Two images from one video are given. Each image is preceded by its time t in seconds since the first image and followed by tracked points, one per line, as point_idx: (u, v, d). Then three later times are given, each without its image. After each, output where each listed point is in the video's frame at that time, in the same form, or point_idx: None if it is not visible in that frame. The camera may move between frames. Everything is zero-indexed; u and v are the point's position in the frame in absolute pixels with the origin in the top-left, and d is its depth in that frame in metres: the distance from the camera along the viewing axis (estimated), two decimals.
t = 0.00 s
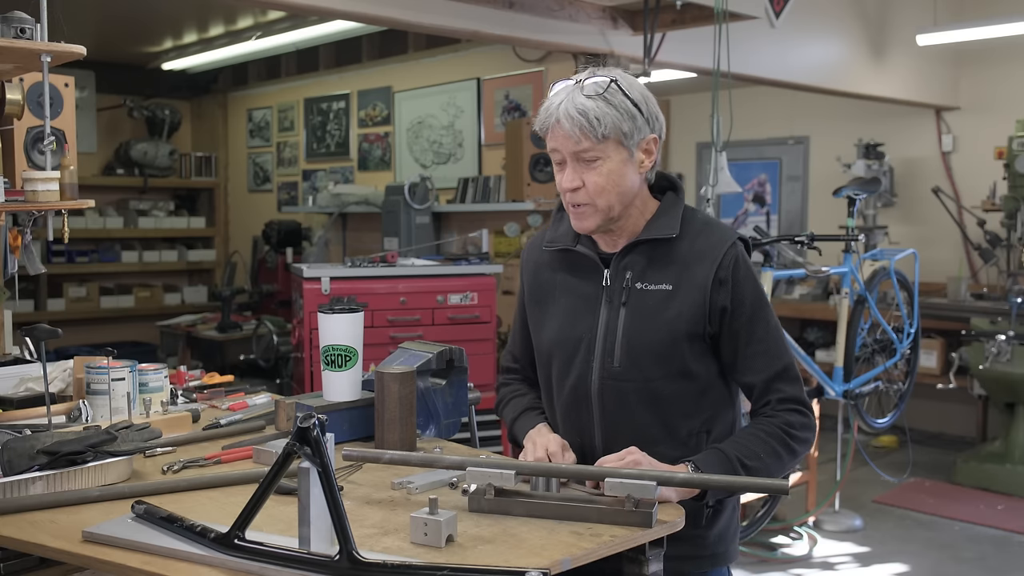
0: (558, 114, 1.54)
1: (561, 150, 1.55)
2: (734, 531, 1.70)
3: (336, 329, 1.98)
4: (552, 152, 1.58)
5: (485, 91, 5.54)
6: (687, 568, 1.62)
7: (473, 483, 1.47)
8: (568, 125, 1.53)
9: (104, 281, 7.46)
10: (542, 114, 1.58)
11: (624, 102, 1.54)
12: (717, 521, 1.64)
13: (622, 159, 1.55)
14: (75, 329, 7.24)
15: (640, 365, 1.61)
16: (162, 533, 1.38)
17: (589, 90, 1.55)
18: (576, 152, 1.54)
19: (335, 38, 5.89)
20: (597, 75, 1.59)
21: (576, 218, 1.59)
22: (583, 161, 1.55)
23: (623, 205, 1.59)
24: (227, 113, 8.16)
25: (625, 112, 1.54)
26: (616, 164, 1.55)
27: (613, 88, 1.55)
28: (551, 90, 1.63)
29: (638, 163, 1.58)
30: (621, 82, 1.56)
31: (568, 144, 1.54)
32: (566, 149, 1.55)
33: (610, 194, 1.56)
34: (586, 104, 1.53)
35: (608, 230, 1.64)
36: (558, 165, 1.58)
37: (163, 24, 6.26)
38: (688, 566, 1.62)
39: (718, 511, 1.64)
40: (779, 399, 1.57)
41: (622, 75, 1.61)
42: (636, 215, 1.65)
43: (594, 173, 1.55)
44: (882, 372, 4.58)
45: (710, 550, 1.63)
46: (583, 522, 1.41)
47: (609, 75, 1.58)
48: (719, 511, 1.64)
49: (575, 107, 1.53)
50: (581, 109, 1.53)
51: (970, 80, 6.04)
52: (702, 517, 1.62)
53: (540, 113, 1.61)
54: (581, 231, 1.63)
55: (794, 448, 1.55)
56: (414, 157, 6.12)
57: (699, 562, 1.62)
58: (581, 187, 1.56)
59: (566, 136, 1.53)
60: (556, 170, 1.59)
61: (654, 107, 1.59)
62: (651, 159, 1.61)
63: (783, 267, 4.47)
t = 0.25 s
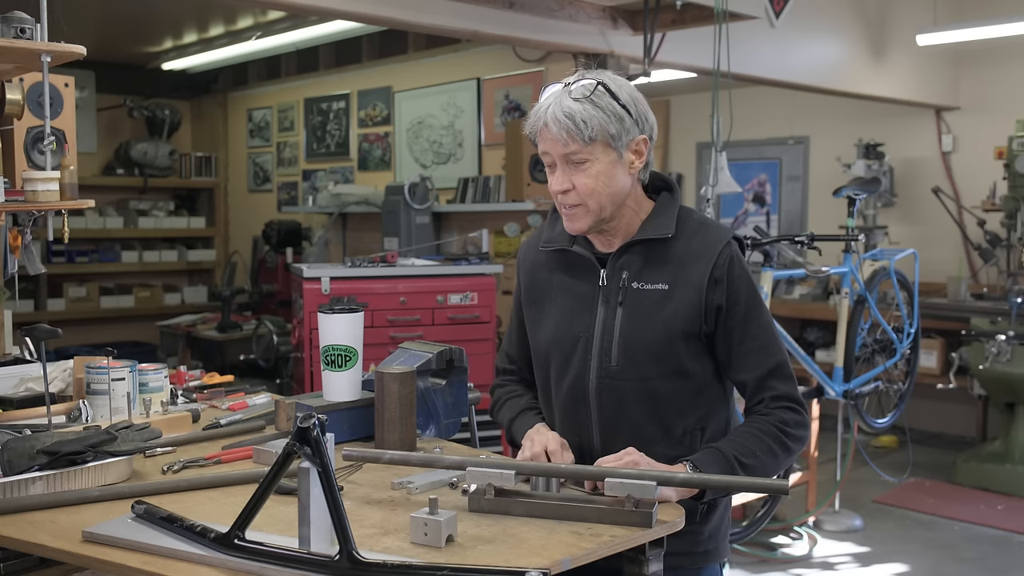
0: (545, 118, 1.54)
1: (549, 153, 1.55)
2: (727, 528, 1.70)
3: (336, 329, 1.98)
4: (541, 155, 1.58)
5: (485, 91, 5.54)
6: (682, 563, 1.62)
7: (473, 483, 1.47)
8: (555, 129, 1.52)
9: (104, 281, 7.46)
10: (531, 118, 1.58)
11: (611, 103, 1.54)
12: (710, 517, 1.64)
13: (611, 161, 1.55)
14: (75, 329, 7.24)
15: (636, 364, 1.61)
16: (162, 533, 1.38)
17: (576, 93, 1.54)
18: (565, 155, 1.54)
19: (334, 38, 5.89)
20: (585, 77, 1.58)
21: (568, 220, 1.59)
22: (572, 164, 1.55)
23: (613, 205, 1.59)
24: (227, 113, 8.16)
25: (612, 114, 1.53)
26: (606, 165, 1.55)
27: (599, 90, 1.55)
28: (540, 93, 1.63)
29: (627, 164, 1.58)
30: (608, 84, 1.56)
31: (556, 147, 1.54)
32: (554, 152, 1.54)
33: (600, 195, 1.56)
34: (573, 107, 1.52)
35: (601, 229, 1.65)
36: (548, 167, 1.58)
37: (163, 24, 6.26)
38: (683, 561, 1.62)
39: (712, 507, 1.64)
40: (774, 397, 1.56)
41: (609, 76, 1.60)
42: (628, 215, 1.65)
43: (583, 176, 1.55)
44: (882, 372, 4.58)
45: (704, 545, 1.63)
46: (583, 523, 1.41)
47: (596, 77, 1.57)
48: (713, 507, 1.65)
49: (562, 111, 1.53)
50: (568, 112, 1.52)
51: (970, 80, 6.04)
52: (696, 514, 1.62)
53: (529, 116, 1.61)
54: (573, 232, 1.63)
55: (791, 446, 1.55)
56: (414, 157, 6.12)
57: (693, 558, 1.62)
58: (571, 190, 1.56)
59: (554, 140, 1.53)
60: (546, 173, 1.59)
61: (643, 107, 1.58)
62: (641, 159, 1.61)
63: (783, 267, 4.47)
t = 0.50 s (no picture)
0: (549, 119, 1.54)
1: (552, 153, 1.55)
2: (727, 527, 1.70)
3: (336, 329, 1.98)
4: (544, 155, 1.57)
5: (485, 91, 5.54)
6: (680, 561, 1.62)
7: (473, 483, 1.47)
8: (559, 129, 1.52)
9: (104, 281, 7.46)
10: (534, 117, 1.58)
11: (614, 105, 1.54)
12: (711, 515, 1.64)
13: (613, 161, 1.55)
14: (75, 329, 7.24)
15: (635, 364, 1.61)
16: (163, 533, 1.38)
17: (579, 94, 1.54)
18: (568, 154, 1.54)
19: (335, 38, 5.89)
20: (588, 78, 1.58)
21: (570, 219, 1.58)
22: (574, 163, 1.55)
23: (615, 205, 1.58)
24: (227, 113, 8.16)
25: (615, 115, 1.53)
26: (608, 166, 1.55)
27: (602, 91, 1.55)
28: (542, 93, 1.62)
29: (628, 164, 1.58)
30: (611, 85, 1.56)
31: (558, 147, 1.54)
32: (557, 152, 1.54)
33: (602, 196, 1.56)
34: (576, 108, 1.52)
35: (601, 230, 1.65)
36: (550, 167, 1.58)
37: (163, 24, 6.26)
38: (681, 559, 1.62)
39: (713, 506, 1.64)
40: (773, 396, 1.56)
41: (612, 77, 1.60)
42: (629, 216, 1.65)
43: (585, 176, 1.55)
44: (882, 372, 4.58)
45: (704, 544, 1.63)
46: (583, 523, 1.41)
47: (598, 77, 1.57)
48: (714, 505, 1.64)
49: (565, 111, 1.53)
50: (571, 113, 1.52)
51: (970, 80, 6.04)
52: (697, 512, 1.62)
53: (532, 115, 1.60)
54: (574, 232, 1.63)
55: (791, 444, 1.55)
56: (414, 157, 6.12)
57: (692, 556, 1.62)
58: (573, 190, 1.55)
59: (557, 140, 1.53)
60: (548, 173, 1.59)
61: (645, 108, 1.59)
62: (642, 160, 1.61)
63: (783, 267, 4.47)
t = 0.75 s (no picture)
0: (571, 112, 1.53)
1: (572, 146, 1.54)
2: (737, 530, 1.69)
3: (336, 329, 1.98)
4: (562, 147, 1.56)
5: (485, 91, 5.54)
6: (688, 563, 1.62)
7: (473, 483, 1.47)
8: (583, 122, 1.51)
9: (104, 281, 7.46)
10: (553, 109, 1.57)
11: (636, 101, 1.54)
12: (720, 518, 1.64)
13: (632, 158, 1.55)
14: (75, 329, 7.24)
15: (643, 366, 1.61)
16: (162, 533, 1.38)
17: (602, 89, 1.54)
18: (589, 148, 1.53)
19: (335, 38, 5.89)
20: (608, 73, 1.58)
21: (584, 216, 1.57)
22: (595, 158, 1.54)
23: (630, 204, 1.58)
24: (227, 113, 8.17)
25: (637, 111, 1.53)
26: (627, 162, 1.54)
27: (625, 87, 1.55)
28: (558, 86, 1.61)
29: (645, 162, 1.58)
30: (632, 81, 1.56)
31: (581, 140, 1.53)
32: (578, 145, 1.53)
33: (620, 192, 1.55)
34: (601, 102, 1.52)
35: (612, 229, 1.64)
36: (568, 161, 1.57)
37: (163, 24, 6.26)
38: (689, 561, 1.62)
39: (722, 507, 1.64)
40: (780, 399, 1.56)
41: (631, 75, 1.60)
42: (640, 215, 1.65)
43: (605, 171, 1.54)
44: (882, 372, 4.58)
45: (713, 546, 1.63)
46: (583, 522, 1.41)
47: (620, 73, 1.57)
48: (724, 507, 1.64)
49: (589, 105, 1.52)
50: (595, 106, 1.51)
51: (970, 80, 6.04)
52: (705, 514, 1.61)
53: (550, 107, 1.59)
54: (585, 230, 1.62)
55: (794, 447, 1.55)
56: (414, 157, 6.12)
57: (700, 558, 1.62)
58: (591, 185, 1.55)
59: (580, 133, 1.52)
60: (563, 166, 1.58)
61: (662, 109, 1.60)
62: (657, 158, 1.61)
63: (783, 267, 4.47)
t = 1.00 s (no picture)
0: (597, 107, 1.52)
1: (595, 143, 1.54)
2: (751, 539, 1.69)
3: (336, 329, 1.98)
4: (585, 143, 1.56)
5: (485, 91, 5.54)
6: None
7: (473, 483, 1.47)
8: (608, 118, 1.51)
9: (104, 281, 7.46)
10: (577, 104, 1.56)
11: (662, 99, 1.54)
12: (732, 530, 1.64)
13: (655, 156, 1.55)
14: (75, 329, 7.25)
15: (655, 369, 1.61)
16: (162, 533, 1.38)
17: (628, 84, 1.54)
18: (613, 145, 1.53)
19: (335, 38, 5.89)
20: (634, 69, 1.58)
21: (604, 214, 1.57)
22: (617, 156, 1.54)
23: (651, 203, 1.59)
24: (227, 113, 8.16)
25: (663, 109, 1.53)
26: (650, 161, 1.55)
27: (652, 84, 1.55)
28: (583, 80, 1.61)
29: (668, 162, 1.58)
30: (659, 78, 1.56)
31: (605, 137, 1.53)
32: (602, 141, 1.53)
33: (641, 191, 1.55)
34: (627, 98, 1.52)
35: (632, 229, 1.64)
36: (590, 157, 1.56)
37: (163, 24, 6.26)
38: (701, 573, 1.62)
39: (734, 520, 1.64)
40: (793, 409, 1.56)
41: (657, 72, 1.60)
42: (660, 215, 1.65)
43: (628, 169, 1.54)
44: (882, 372, 4.58)
45: (725, 558, 1.63)
46: (583, 523, 1.41)
47: (646, 70, 1.57)
48: (736, 520, 1.64)
49: (615, 100, 1.52)
50: (621, 103, 1.51)
51: (970, 80, 6.04)
52: (716, 527, 1.62)
53: (574, 101, 1.58)
54: (604, 228, 1.62)
55: (804, 458, 1.55)
56: (414, 157, 6.12)
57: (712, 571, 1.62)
58: (613, 183, 1.55)
59: (605, 129, 1.52)
60: (585, 162, 1.58)
61: (686, 107, 1.60)
62: (680, 158, 1.61)
63: (783, 266, 4.47)
